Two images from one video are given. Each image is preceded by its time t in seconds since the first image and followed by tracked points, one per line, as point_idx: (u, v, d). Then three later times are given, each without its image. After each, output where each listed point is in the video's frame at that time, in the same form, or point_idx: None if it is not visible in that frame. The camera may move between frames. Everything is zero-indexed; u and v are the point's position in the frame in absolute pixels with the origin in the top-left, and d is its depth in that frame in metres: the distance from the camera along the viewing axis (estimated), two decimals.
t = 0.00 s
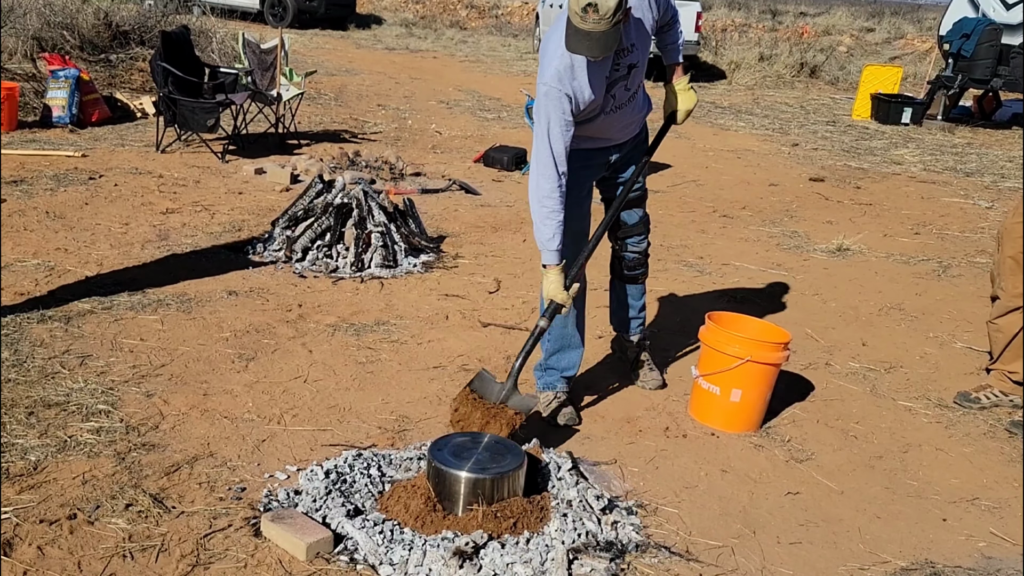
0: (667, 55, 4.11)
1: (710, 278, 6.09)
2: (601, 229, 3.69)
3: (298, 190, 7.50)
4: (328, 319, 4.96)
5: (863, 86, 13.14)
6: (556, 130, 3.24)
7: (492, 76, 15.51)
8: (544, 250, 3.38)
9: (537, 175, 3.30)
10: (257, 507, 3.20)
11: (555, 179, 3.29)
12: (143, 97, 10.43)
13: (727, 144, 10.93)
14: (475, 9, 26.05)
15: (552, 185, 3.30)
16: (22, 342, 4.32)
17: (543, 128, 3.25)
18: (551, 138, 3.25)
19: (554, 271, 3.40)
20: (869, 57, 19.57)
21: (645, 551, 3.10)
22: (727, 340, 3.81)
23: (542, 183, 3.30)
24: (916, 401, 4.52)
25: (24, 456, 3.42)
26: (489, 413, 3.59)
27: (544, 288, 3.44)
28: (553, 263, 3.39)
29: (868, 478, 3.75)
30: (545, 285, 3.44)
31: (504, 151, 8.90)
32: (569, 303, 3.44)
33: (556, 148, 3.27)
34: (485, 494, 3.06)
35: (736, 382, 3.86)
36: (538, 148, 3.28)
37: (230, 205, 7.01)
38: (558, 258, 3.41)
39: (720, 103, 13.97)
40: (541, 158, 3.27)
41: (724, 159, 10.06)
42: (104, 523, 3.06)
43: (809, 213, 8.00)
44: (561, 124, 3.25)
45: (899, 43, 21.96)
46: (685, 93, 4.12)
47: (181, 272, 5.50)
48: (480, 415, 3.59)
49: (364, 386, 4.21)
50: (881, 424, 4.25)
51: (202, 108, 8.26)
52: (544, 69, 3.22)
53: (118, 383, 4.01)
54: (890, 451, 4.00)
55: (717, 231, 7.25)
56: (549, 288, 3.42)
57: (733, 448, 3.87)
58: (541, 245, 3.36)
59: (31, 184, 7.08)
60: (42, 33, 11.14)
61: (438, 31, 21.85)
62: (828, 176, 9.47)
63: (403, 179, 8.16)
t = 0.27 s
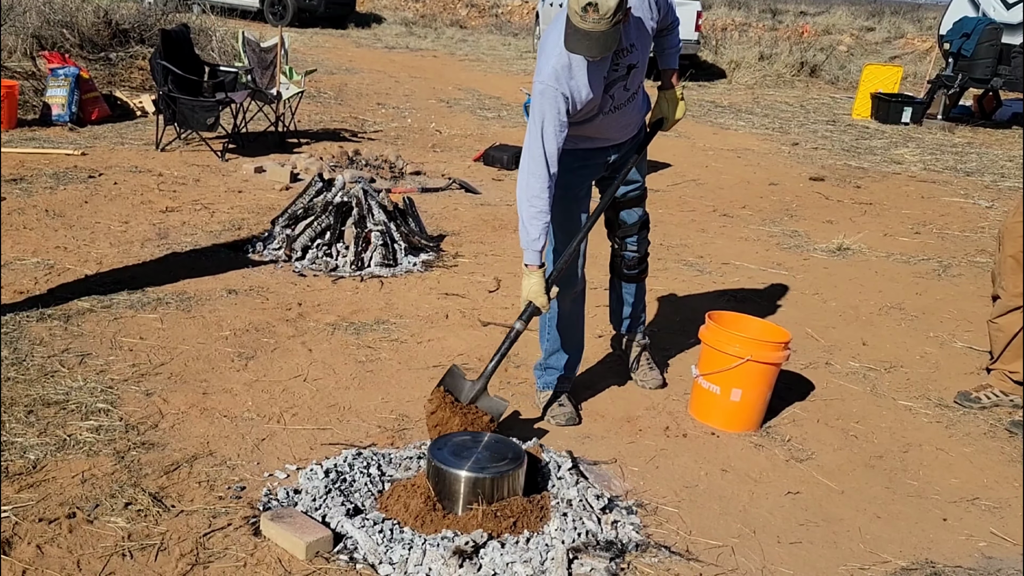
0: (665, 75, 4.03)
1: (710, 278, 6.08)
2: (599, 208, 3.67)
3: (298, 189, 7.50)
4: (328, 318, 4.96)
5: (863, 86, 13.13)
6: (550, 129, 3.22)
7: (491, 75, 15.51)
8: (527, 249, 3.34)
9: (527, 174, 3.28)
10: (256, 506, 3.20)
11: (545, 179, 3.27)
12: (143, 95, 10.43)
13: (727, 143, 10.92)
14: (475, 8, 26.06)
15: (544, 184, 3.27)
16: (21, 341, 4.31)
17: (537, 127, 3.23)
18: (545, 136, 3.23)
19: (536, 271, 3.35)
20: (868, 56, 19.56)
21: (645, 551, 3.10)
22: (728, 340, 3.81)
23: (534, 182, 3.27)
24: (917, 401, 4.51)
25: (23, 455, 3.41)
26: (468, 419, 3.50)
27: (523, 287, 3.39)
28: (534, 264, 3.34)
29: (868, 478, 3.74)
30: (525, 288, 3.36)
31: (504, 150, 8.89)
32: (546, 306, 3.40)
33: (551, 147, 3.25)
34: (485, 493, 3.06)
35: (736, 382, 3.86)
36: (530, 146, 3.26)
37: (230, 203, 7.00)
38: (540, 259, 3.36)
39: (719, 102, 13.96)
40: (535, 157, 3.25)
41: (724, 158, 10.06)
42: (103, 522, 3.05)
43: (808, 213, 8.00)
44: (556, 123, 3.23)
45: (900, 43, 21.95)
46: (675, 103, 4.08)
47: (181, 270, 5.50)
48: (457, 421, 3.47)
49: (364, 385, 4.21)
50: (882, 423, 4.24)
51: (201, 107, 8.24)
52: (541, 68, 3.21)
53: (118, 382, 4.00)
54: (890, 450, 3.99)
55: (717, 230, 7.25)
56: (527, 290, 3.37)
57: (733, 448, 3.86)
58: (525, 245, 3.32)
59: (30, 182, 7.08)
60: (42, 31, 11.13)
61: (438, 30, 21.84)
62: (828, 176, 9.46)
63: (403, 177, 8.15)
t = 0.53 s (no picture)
0: (660, 86, 4.01)
1: (710, 278, 6.08)
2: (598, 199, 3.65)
3: (298, 189, 7.49)
4: (328, 318, 4.96)
5: (864, 86, 13.13)
6: (545, 132, 3.21)
7: (491, 74, 15.50)
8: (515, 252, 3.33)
9: (520, 176, 3.27)
10: (256, 506, 3.20)
11: (538, 182, 3.25)
12: (143, 95, 10.43)
13: (727, 143, 10.92)
14: (475, 8, 26.07)
15: (537, 188, 3.26)
16: (21, 341, 4.31)
17: (532, 130, 3.22)
18: (539, 139, 3.23)
19: (522, 278, 3.34)
20: (869, 57, 19.55)
21: (645, 551, 3.10)
22: (728, 340, 3.81)
23: (526, 185, 3.26)
24: (917, 401, 4.51)
25: (22, 455, 3.41)
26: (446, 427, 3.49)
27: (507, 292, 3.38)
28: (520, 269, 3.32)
29: (868, 478, 3.74)
30: (509, 292, 3.36)
31: (504, 150, 8.89)
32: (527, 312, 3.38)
33: (544, 150, 3.24)
34: (486, 493, 3.06)
35: (736, 383, 3.86)
36: (524, 149, 3.24)
37: (230, 203, 7.00)
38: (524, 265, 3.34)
39: (720, 102, 13.96)
40: (528, 160, 3.24)
41: (724, 158, 10.05)
42: (102, 522, 3.05)
43: (809, 213, 8.00)
44: (550, 127, 3.23)
45: (900, 43, 21.93)
46: (671, 111, 3.94)
47: (181, 270, 5.50)
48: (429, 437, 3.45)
49: (364, 385, 4.20)
50: (882, 424, 4.24)
51: (201, 106, 8.24)
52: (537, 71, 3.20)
53: (118, 382, 4.00)
54: (890, 451, 3.99)
55: (717, 231, 7.24)
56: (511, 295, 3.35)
57: (733, 448, 3.86)
58: (513, 247, 3.30)
59: (30, 182, 7.07)
60: (42, 31, 11.13)
61: (438, 30, 21.84)
62: (828, 176, 9.46)
63: (403, 178, 8.15)
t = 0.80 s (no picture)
0: (657, 95, 4.01)
1: (710, 277, 6.08)
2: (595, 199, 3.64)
3: (298, 189, 7.49)
4: (328, 317, 4.96)
5: (863, 86, 13.13)
6: (539, 132, 3.21)
7: (491, 74, 15.50)
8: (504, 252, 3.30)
9: (514, 177, 3.26)
10: (255, 506, 3.20)
11: (531, 183, 3.24)
12: (143, 95, 10.43)
13: (726, 143, 10.92)
14: (475, 8, 26.08)
15: (530, 189, 3.25)
16: (21, 340, 4.31)
17: (527, 130, 3.22)
18: (533, 140, 3.22)
19: (510, 279, 3.31)
20: (868, 56, 19.54)
21: (644, 551, 3.10)
22: (727, 339, 3.81)
23: (519, 186, 3.24)
24: (916, 401, 4.51)
25: (22, 455, 3.41)
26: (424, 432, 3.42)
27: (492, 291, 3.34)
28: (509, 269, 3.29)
29: (867, 478, 3.74)
30: (497, 292, 3.32)
31: (503, 150, 8.89)
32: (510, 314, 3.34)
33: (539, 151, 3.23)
34: (485, 493, 3.06)
35: (736, 382, 3.86)
36: (519, 149, 3.24)
37: (230, 203, 7.00)
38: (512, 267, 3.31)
39: (719, 102, 13.96)
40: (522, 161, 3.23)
41: (724, 158, 10.06)
42: (101, 522, 3.05)
43: (808, 213, 8.00)
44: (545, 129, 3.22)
45: (900, 43, 21.92)
46: (665, 122, 3.91)
47: (181, 270, 5.50)
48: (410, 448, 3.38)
49: (363, 384, 4.21)
50: (881, 424, 4.24)
51: (201, 106, 8.24)
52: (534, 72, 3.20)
53: (117, 382, 4.00)
54: (890, 451, 3.99)
55: (717, 230, 7.25)
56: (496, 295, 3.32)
57: (733, 448, 3.86)
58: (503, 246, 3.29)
59: (30, 181, 7.07)
60: (42, 30, 11.12)
61: (438, 29, 21.84)
62: (828, 176, 9.46)
63: (403, 177, 8.14)
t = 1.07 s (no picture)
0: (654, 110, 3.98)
1: (708, 277, 6.09)
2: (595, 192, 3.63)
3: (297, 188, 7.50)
4: (327, 317, 4.96)
5: (862, 85, 13.14)
6: (536, 134, 3.22)
7: (490, 73, 15.51)
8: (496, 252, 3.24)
9: (509, 178, 3.25)
10: (254, 505, 3.20)
11: (526, 184, 3.23)
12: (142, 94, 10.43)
13: (725, 142, 10.93)
14: (474, 7, 26.09)
15: (524, 191, 3.24)
16: (19, 340, 4.31)
17: (523, 133, 3.22)
18: (530, 143, 3.22)
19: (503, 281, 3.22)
20: (867, 56, 19.55)
21: (643, 550, 3.10)
22: (726, 339, 3.81)
23: (514, 187, 3.23)
24: (915, 400, 4.52)
25: (21, 454, 3.41)
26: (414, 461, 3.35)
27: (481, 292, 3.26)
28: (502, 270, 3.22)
29: (866, 477, 3.75)
30: (489, 294, 3.23)
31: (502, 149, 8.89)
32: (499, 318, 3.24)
33: (534, 153, 3.23)
34: (484, 493, 3.07)
35: (735, 382, 3.86)
36: (515, 150, 3.24)
37: (229, 202, 7.01)
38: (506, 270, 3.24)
39: (718, 101, 13.97)
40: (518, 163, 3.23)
41: (723, 157, 10.06)
42: (100, 521, 3.05)
43: (807, 212, 8.00)
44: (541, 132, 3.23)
45: (899, 42, 21.91)
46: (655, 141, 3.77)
47: (180, 269, 5.50)
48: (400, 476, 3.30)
49: (362, 384, 4.21)
50: (880, 423, 4.25)
51: (200, 105, 8.24)
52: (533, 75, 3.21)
53: (116, 381, 4.00)
54: (888, 450, 3.99)
55: (716, 229, 7.25)
56: (486, 297, 3.23)
57: (731, 447, 3.87)
58: (494, 247, 3.22)
59: (28, 181, 7.07)
60: (41, 29, 11.12)
61: (437, 29, 21.84)
62: (827, 175, 9.46)
63: (402, 177, 8.15)
